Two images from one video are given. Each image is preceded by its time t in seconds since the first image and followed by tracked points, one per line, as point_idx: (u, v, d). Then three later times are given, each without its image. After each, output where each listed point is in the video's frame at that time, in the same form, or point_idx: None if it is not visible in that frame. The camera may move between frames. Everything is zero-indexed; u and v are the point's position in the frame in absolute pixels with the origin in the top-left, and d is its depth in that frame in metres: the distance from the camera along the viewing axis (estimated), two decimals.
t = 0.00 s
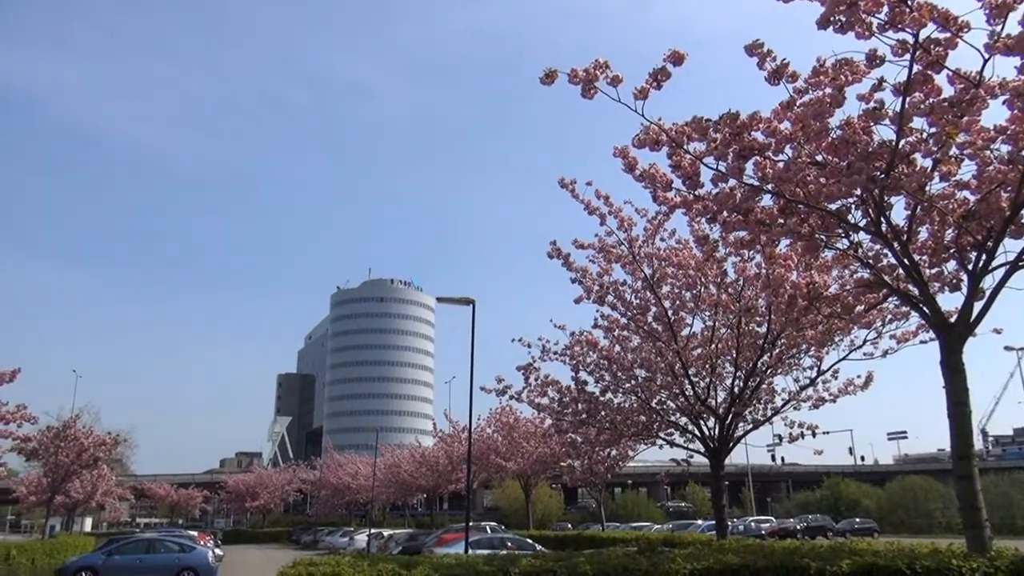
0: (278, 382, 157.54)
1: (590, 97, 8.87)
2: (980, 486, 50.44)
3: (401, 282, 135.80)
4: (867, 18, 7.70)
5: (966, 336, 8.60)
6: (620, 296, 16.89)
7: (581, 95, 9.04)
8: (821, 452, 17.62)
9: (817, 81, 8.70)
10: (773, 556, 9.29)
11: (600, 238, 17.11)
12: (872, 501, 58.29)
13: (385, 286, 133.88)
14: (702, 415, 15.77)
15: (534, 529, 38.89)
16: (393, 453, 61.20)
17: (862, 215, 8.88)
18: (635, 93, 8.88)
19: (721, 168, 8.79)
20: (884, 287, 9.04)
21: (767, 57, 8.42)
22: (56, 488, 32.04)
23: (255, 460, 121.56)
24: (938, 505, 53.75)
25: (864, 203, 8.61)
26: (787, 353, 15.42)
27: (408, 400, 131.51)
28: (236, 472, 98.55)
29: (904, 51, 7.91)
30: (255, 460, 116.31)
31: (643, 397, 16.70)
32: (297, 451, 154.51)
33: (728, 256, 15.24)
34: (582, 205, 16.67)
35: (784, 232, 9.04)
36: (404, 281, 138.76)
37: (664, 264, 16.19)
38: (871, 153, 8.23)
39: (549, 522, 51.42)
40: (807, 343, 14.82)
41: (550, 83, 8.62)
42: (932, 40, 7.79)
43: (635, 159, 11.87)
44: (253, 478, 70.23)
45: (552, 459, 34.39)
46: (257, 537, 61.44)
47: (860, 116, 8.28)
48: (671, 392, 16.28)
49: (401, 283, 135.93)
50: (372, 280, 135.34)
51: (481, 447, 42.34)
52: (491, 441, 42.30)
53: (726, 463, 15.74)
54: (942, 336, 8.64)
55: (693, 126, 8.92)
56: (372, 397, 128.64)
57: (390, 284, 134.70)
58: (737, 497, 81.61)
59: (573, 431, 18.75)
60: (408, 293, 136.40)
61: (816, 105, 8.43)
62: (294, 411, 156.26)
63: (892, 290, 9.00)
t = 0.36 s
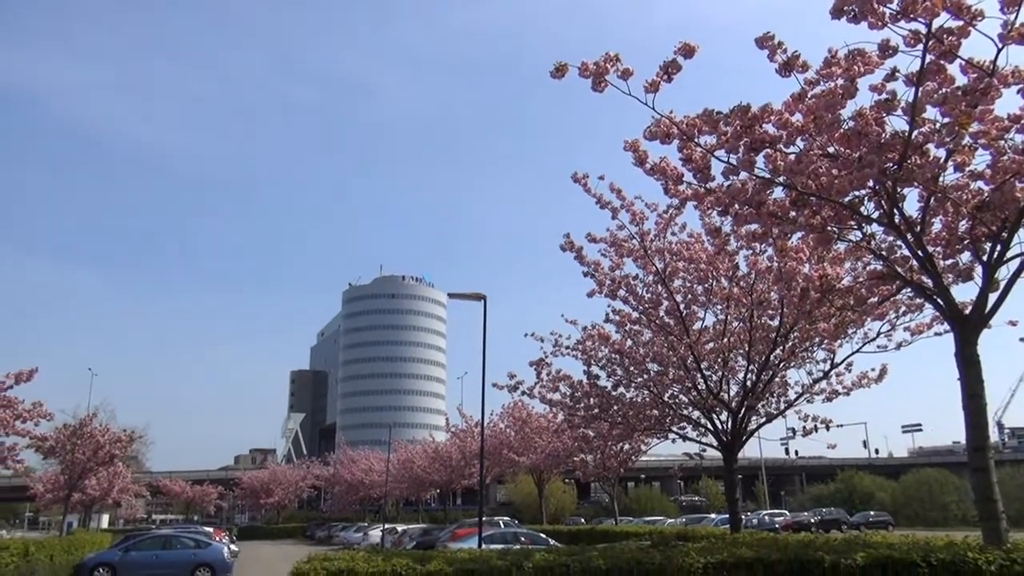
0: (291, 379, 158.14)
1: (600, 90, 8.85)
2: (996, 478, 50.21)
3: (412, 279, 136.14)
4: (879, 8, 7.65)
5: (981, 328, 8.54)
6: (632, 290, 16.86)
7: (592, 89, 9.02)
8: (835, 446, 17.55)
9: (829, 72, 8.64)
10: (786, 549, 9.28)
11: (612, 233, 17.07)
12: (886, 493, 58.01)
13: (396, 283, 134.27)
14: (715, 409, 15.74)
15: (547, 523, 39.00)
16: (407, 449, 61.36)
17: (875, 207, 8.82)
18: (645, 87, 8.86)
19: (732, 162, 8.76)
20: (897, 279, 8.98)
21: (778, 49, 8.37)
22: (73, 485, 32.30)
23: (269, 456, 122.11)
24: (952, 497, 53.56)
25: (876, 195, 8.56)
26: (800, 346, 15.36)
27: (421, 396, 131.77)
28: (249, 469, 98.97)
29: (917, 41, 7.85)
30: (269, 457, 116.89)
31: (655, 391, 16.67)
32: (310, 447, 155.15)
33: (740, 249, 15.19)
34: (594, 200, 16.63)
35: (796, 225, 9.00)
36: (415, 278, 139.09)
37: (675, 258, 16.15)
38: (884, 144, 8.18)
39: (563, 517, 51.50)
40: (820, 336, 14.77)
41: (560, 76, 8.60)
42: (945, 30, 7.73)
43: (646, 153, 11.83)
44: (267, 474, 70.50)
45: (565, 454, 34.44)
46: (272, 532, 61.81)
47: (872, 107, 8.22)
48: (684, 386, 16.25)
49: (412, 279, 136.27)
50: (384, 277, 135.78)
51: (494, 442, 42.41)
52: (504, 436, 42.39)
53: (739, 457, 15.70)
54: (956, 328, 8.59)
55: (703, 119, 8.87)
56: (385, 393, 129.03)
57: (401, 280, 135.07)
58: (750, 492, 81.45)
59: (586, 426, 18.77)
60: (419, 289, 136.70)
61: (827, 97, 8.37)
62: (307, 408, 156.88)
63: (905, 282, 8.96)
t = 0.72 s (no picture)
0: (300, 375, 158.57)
1: (609, 86, 8.83)
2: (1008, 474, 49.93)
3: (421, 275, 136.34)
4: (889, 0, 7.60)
5: (992, 322, 8.50)
6: (641, 286, 16.83)
7: (601, 84, 9.00)
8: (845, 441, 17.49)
9: (839, 66, 8.59)
10: (796, 545, 9.25)
11: (622, 228, 17.04)
12: (897, 489, 57.76)
13: (405, 279, 134.50)
14: (724, 405, 15.70)
15: (556, 519, 39.04)
16: (416, 445, 61.46)
17: (885, 202, 8.79)
18: (654, 81, 8.83)
19: (740, 156, 8.73)
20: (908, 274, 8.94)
21: (788, 43, 8.33)
22: (86, 481, 32.51)
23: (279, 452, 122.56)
24: (964, 493, 53.30)
25: (887, 188, 8.52)
26: (809, 342, 15.32)
27: (430, 392, 131.94)
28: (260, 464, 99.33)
29: (927, 33, 7.80)
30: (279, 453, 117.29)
31: (664, 386, 16.66)
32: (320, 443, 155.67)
33: (749, 244, 15.15)
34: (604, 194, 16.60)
35: (806, 219, 8.97)
36: (424, 274, 139.24)
37: (685, 254, 16.11)
38: (894, 138, 8.13)
39: (572, 512, 51.56)
40: (830, 331, 14.72)
41: (569, 72, 8.59)
42: (956, 23, 7.67)
43: (655, 148, 11.80)
44: (277, 470, 70.74)
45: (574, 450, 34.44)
46: (282, 528, 62.12)
47: (883, 100, 8.17)
48: (693, 382, 16.22)
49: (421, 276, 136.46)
50: (393, 273, 136.00)
51: (503, 437, 42.42)
52: (513, 432, 42.40)
53: (748, 452, 15.68)
54: (967, 322, 8.55)
55: (712, 113, 8.83)
56: (394, 389, 129.29)
57: (410, 277, 135.31)
58: (760, 487, 81.31)
59: (595, 422, 18.77)
60: (428, 286, 136.86)
61: (837, 91, 8.33)
62: (317, 404, 157.34)
63: (916, 277, 8.92)
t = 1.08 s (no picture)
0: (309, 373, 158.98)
1: (616, 83, 8.81)
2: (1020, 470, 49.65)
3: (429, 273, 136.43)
4: None
5: (1003, 317, 8.44)
6: (650, 282, 16.80)
7: (608, 81, 8.98)
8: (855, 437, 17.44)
9: (848, 61, 8.55)
10: (807, 541, 9.23)
11: (630, 224, 17.01)
12: (907, 485, 57.53)
13: (413, 277, 134.59)
14: (733, 401, 15.66)
15: (565, 516, 39.06)
16: (425, 442, 61.54)
17: (895, 197, 8.74)
18: (661, 78, 8.79)
19: (749, 152, 8.69)
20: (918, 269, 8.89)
21: (795, 38, 8.29)
22: (96, 479, 32.64)
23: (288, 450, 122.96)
24: (975, 489, 53.07)
25: (896, 184, 8.49)
26: (819, 338, 15.27)
27: (439, 389, 132.08)
28: (269, 462, 99.62)
29: (936, 27, 7.76)
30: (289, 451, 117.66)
31: (673, 383, 16.64)
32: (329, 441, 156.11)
33: (758, 240, 15.11)
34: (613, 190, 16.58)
35: (814, 215, 8.92)
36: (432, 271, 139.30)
37: (693, 249, 16.07)
38: (903, 132, 8.08)
39: (581, 509, 51.58)
40: (839, 327, 14.67)
41: (576, 71, 8.57)
42: (965, 16, 7.62)
43: (663, 144, 11.77)
44: (287, 467, 70.97)
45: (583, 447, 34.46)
46: (292, 525, 62.34)
47: (892, 95, 8.13)
48: (701, 378, 16.20)
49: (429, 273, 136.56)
50: (401, 270, 136.12)
51: (512, 434, 42.44)
52: (522, 429, 42.44)
53: (757, 448, 15.63)
54: (977, 317, 8.52)
55: (720, 110, 8.81)
56: (402, 386, 129.46)
57: (418, 274, 135.43)
58: (770, 484, 81.14)
59: (603, 420, 18.76)
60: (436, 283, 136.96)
61: (846, 86, 8.29)
62: (326, 402, 157.74)
63: (926, 272, 8.88)
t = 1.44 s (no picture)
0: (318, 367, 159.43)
1: (625, 77, 8.76)
2: None
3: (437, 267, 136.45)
4: None
5: (1015, 312, 8.39)
6: (659, 277, 16.76)
7: (617, 76, 8.94)
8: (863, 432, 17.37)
9: (859, 54, 8.49)
10: (816, 535, 9.21)
11: (639, 219, 16.98)
12: (917, 481, 57.34)
13: (421, 271, 134.64)
14: (742, 396, 15.62)
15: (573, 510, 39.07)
16: (433, 436, 61.63)
17: (907, 190, 8.68)
18: (671, 72, 8.75)
19: (759, 146, 8.64)
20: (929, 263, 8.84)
21: (806, 32, 8.23)
22: (107, 471, 32.86)
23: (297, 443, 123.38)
24: (985, 485, 52.86)
25: (907, 177, 8.43)
26: (828, 333, 15.21)
27: (447, 383, 132.28)
28: (278, 455, 100.00)
29: (949, 20, 7.69)
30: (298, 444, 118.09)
31: (681, 377, 16.62)
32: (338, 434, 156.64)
33: (768, 235, 15.05)
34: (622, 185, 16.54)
35: (825, 210, 8.87)
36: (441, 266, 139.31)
37: (703, 244, 16.01)
38: (915, 126, 8.02)
39: (589, 504, 51.61)
40: (849, 321, 14.61)
41: (585, 66, 8.52)
42: (978, 8, 7.56)
43: (672, 138, 11.73)
44: (295, 461, 71.19)
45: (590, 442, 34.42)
46: (300, 518, 62.54)
47: (903, 89, 8.08)
48: (710, 373, 16.16)
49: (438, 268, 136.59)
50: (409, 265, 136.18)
51: (520, 428, 42.43)
52: (530, 423, 42.43)
53: (766, 443, 15.60)
54: (989, 312, 8.46)
55: (730, 104, 8.76)
56: (410, 380, 129.69)
57: (427, 269, 135.45)
58: (778, 479, 81.05)
59: (612, 414, 18.74)
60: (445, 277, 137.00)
61: (857, 79, 8.23)
62: (334, 395, 158.20)
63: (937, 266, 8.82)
